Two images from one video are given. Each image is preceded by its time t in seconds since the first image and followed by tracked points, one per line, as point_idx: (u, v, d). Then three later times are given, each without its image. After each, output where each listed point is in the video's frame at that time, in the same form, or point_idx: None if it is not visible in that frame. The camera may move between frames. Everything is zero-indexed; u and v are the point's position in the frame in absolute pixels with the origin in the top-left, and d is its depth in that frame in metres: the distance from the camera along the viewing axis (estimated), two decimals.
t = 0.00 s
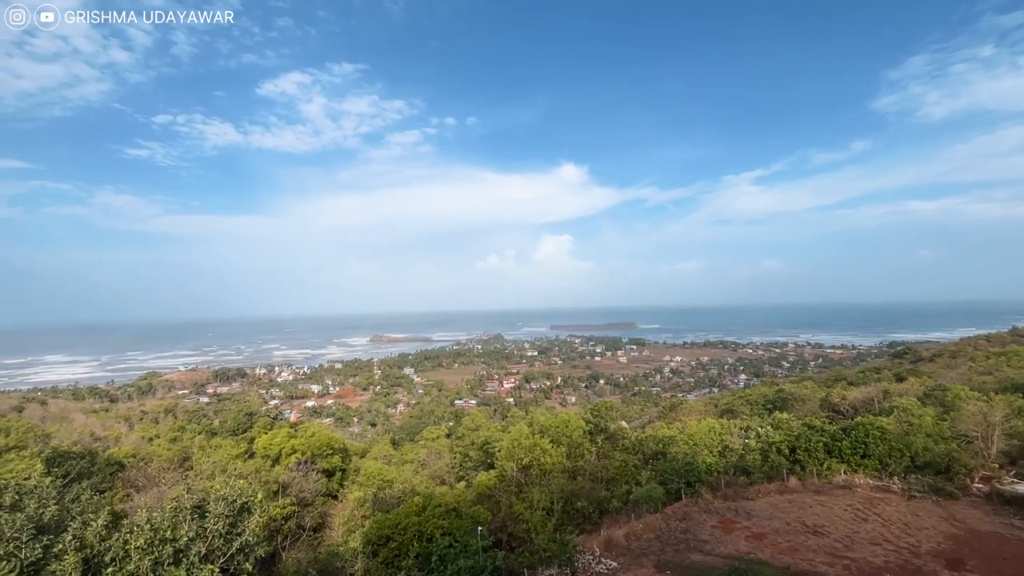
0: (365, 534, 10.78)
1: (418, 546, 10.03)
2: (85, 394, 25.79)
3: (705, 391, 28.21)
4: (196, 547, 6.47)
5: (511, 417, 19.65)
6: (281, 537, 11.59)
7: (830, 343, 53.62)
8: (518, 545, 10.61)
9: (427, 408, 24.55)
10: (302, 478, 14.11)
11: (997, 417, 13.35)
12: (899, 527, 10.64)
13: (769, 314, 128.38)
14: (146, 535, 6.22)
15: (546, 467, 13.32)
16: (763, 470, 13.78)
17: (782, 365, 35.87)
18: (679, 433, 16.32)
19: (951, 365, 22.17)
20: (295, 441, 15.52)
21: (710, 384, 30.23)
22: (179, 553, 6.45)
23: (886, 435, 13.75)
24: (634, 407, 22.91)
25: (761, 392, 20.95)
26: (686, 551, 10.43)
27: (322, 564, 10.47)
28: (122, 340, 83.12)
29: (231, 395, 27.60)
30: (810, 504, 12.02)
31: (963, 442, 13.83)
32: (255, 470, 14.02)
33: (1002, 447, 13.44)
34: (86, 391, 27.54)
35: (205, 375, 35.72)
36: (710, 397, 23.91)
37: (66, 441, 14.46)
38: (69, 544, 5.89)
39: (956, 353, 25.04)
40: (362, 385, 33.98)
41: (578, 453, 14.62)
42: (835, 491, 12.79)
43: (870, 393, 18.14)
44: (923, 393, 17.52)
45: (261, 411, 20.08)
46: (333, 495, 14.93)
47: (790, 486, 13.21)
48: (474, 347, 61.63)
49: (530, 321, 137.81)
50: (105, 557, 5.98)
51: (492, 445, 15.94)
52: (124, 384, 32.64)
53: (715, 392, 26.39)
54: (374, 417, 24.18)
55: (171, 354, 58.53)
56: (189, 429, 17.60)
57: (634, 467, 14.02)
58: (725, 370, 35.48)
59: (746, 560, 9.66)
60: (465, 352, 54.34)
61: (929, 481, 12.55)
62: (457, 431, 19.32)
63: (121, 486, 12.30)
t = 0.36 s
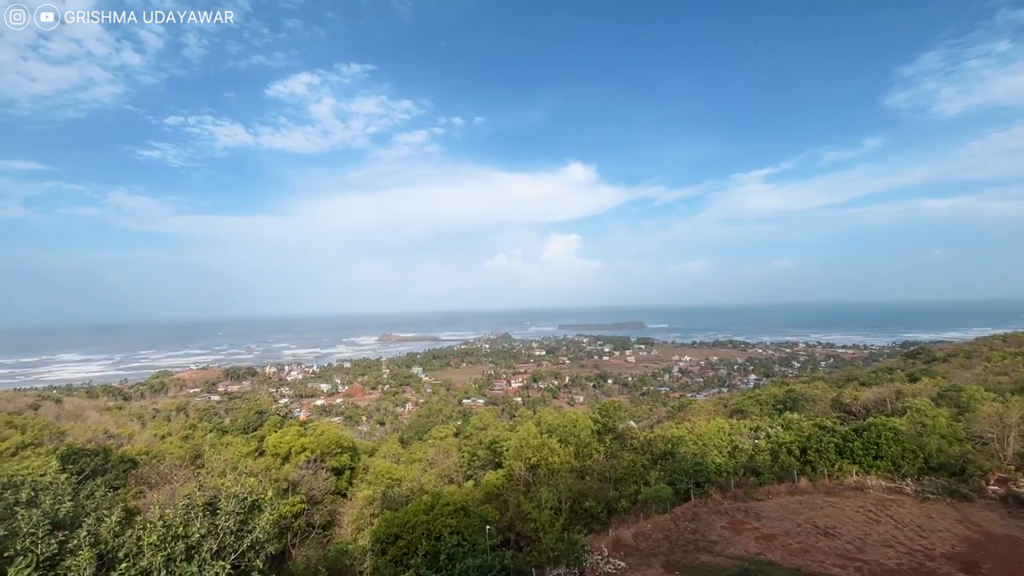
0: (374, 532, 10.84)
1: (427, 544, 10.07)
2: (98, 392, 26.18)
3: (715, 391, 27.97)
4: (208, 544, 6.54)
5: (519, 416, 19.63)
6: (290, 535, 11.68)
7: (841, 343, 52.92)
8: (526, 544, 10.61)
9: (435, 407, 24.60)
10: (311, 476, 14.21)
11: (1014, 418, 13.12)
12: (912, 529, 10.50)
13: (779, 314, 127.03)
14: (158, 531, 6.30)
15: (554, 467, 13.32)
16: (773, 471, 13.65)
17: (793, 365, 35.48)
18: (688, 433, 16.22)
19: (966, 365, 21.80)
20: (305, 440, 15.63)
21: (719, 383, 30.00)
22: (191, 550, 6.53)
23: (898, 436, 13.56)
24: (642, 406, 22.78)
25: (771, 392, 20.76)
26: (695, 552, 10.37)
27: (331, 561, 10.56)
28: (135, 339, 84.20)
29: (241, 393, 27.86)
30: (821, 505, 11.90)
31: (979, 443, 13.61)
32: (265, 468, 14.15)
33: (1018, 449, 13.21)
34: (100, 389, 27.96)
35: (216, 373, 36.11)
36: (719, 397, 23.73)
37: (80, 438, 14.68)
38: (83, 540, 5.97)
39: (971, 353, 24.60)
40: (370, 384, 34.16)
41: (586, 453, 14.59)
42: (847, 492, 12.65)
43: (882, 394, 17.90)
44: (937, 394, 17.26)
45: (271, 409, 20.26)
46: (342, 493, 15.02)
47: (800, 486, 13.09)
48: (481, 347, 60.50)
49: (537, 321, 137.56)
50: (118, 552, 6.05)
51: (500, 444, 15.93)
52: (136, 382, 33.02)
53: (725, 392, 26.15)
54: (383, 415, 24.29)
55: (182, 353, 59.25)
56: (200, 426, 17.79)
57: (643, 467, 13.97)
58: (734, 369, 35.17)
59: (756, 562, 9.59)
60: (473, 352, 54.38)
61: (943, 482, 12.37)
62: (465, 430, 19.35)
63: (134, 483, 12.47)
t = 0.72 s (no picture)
0: (384, 530, 10.89)
1: (436, 543, 10.11)
2: (114, 390, 26.57)
3: (725, 391, 27.74)
4: (221, 539, 6.63)
5: (528, 416, 19.63)
6: (302, 532, 11.78)
7: (855, 343, 52.17)
8: (535, 543, 10.61)
9: (443, 406, 24.66)
10: (322, 474, 14.33)
11: None
12: (927, 532, 10.34)
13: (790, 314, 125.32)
14: (172, 528, 6.39)
15: (563, 467, 13.32)
16: (784, 472, 13.51)
17: (805, 365, 35.10)
18: (698, 433, 16.11)
19: (983, 366, 21.39)
20: (315, 438, 15.75)
21: (730, 384, 29.75)
22: (205, 546, 6.62)
23: (913, 437, 13.36)
24: (652, 406, 22.67)
25: (783, 392, 20.54)
26: (706, 553, 10.29)
27: (342, 558, 10.64)
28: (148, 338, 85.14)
29: (253, 392, 28.16)
30: (833, 507, 11.76)
31: (996, 445, 13.36)
32: (276, 465, 14.30)
33: None
34: (115, 387, 28.36)
35: (228, 372, 36.51)
36: (730, 397, 23.53)
37: (96, 436, 14.94)
38: (100, 535, 6.08)
39: (989, 353, 24.16)
40: (380, 383, 34.36)
41: (595, 453, 14.57)
42: (860, 494, 12.49)
43: (896, 394, 17.63)
44: (953, 394, 16.97)
45: (282, 408, 20.44)
46: (352, 491, 15.12)
47: (813, 488, 12.93)
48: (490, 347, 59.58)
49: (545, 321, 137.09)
50: (133, 548, 6.14)
51: (509, 443, 15.94)
52: (151, 381, 33.50)
53: (736, 392, 25.91)
54: (392, 414, 24.40)
55: (195, 352, 59.98)
56: (213, 424, 18.00)
57: (652, 467, 13.89)
58: (745, 369, 34.86)
59: (767, 564, 9.50)
60: (481, 351, 54.37)
61: (960, 485, 12.16)
62: (474, 429, 19.40)
63: (148, 479, 12.66)
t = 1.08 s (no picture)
0: (394, 529, 10.93)
1: (445, 542, 10.13)
2: (128, 388, 26.99)
3: (736, 391, 27.49)
4: (233, 536, 6.69)
5: (537, 415, 19.63)
6: (312, 530, 11.87)
7: (868, 343, 51.43)
8: (545, 543, 10.59)
9: (453, 405, 24.75)
10: (332, 472, 14.43)
11: None
12: (943, 535, 10.17)
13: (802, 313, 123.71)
14: (186, 524, 6.48)
15: (572, 467, 13.34)
16: (796, 474, 13.36)
17: (817, 365, 34.70)
18: (708, 434, 15.99)
19: (1002, 366, 20.99)
20: (326, 437, 15.87)
21: (741, 384, 29.49)
22: (218, 542, 6.70)
23: (928, 439, 13.16)
24: (662, 406, 22.56)
25: (795, 393, 20.31)
26: (716, 554, 10.21)
27: (352, 556, 10.71)
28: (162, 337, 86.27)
29: (264, 391, 28.44)
30: (846, 509, 11.60)
31: (1015, 448, 13.10)
32: (288, 463, 14.43)
33: None
34: (130, 385, 28.81)
35: (240, 371, 36.90)
36: (741, 397, 23.32)
37: (112, 433, 15.20)
38: (115, 531, 6.17)
39: (1007, 354, 23.68)
40: (389, 382, 34.55)
41: (605, 453, 14.54)
42: (873, 497, 12.32)
43: (911, 395, 17.36)
44: (970, 396, 16.68)
45: (293, 406, 20.62)
46: (362, 489, 15.21)
47: (826, 490, 12.76)
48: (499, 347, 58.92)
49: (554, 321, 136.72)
50: (148, 544, 6.22)
51: (518, 443, 15.94)
52: (164, 379, 33.98)
53: (747, 393, 25.68)
54: (402, 413, 24.51)
55: (208, 351, 60.69)
56: (225, 422, 18.21)
57: (662, 467, 13.80)
58: (757, 370, 34.54)
59: (778, 565, 9.41)
60: (490, 351, 54.41)
61: (977, 488, 11.95)
62: (483, 428, 19.44)
63: (162, 476, 12.84)
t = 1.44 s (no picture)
0: (405, 527, 10.98)
1: (457, 540, 10.17)
2: (145, 386, 27.48)
3: (750, 392, 27.20)
4: (248, 533, 6.77)
5: (547, 415, 19.62)
6: (325, 527, 11.98)
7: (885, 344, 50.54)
8: (555, 543, 10.57)
9: (463, 405, 24.81)
10: (344, 470, 14.56)
11: None
12: (962, 540, 9.96)
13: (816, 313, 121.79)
14: (202, 521, 6.57)
15: (583, 467, 13.35)
16: (811, 475, 13.16)
17: (832, 366, 34.18)
18: (720, 435, 15.86)
19: None
20: (338, 435, 16.00)
21: (754, 384, 29.19)
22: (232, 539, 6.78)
23: (947, 441, 12.91)
24: (673, 406, 22.44)
25: (809, 394, 20.05)
26: (729, 556, 10.11)
27: (365, 554, 10.80)
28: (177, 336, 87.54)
29: (278, 389, 28.78)
30: (862, 512, 11.41)
31: None
32: (300, 461, 14.58)
33: None
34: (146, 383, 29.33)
35: (254, 370, 37.37)
36: (754, 398, 23.07)
37: (130, 430, 15.49)
38: (133, 527, 6.28)
39: None
40: (400, 381, 34.75)
41: (616, 453, 14.51)
42: (890, 499, 12.10)
43: (930, 396, 17.03)
44: (991, 397, 16.31)
45: (305, 405, 20.83)
46: (373, 488, 15.31)
47: (841, 492, 12.57)
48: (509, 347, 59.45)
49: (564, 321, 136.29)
50: (165, 540, 6.32)
51: (529, 442, 15.94)
52: (180, 378, 34.54)
53: (761, 393, 25.41)
54: (413, 412, 24.66)
55: (222, 350, 61.52)
56: (239, 421, 18.46)
57: (674, 468, 13.69)
58: (770, 370, 34.14)
59: (792, 568, 9.29)
60: (500, 351, 54.47)
61: (998, 492, 11.67)
62: (494, 428, 19.47)
63: (179, 473, 13.05)
